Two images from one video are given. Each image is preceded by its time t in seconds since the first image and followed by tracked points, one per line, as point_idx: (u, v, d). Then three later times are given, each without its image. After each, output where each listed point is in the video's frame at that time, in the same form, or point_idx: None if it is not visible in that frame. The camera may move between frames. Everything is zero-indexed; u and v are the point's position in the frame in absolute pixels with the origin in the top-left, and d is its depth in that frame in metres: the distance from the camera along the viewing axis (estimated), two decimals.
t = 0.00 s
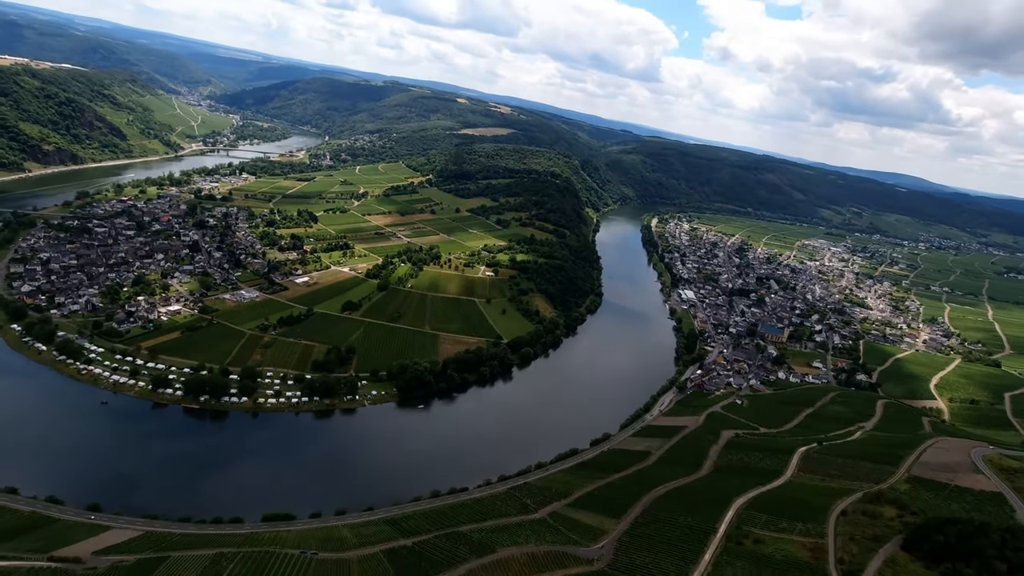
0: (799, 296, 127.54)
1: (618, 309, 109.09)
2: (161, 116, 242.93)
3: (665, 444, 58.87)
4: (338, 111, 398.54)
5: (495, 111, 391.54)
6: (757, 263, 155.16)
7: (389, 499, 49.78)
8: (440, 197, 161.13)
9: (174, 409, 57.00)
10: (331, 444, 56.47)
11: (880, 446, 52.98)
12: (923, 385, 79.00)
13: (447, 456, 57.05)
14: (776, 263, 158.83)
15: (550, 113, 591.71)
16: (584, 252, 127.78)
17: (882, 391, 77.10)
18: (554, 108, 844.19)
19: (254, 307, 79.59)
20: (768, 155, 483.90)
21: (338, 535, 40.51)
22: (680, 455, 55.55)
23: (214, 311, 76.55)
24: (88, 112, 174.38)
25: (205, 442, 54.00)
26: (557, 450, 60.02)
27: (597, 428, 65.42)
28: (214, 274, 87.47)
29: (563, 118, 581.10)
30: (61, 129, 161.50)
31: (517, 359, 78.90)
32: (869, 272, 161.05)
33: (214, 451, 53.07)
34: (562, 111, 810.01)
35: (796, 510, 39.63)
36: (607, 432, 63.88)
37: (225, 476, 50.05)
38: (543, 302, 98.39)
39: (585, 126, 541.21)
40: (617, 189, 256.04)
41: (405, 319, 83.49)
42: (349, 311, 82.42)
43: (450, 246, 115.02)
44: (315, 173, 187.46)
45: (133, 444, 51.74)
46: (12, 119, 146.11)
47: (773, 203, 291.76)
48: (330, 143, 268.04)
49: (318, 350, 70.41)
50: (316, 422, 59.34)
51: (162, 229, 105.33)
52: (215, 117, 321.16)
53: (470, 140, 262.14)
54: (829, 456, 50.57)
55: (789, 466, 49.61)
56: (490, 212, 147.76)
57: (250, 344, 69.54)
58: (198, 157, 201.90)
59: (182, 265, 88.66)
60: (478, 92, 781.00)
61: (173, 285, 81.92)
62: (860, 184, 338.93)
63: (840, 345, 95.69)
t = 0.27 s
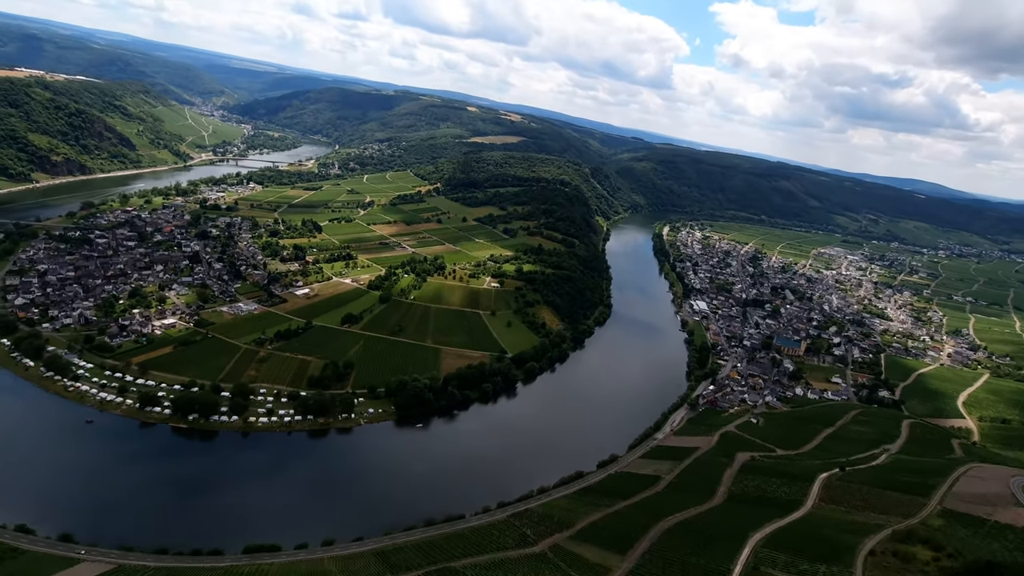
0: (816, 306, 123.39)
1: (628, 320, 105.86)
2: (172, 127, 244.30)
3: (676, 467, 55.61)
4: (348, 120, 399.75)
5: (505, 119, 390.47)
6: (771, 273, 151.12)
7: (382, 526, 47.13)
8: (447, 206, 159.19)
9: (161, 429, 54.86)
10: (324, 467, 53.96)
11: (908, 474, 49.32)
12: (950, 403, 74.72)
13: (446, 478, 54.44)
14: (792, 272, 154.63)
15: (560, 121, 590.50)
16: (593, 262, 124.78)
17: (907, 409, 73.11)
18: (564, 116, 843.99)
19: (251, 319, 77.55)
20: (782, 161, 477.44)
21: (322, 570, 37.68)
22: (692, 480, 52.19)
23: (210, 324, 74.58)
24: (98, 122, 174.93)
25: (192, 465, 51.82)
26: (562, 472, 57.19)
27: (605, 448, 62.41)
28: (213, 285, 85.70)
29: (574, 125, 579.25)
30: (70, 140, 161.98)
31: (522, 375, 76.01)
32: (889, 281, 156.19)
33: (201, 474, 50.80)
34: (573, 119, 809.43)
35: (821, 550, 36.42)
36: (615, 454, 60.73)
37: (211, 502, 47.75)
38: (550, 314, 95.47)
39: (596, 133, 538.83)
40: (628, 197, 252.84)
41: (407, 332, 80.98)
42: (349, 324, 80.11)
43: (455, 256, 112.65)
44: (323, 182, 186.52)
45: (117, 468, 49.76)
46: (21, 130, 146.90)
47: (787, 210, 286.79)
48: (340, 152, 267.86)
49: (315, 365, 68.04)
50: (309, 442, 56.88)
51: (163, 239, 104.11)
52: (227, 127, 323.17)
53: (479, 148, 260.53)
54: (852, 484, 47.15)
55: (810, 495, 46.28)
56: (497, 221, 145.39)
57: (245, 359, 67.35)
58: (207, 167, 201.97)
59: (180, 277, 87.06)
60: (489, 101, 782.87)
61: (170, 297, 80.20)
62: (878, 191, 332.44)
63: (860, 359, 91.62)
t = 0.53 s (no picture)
0: (834, 316, 119.35)
1: (638, 331, 102.75)
2: (183, 138, 245.64)
3: (687, 491, 52.63)
4: (359, 129, 400.99)
5: (515, 127, 389.45)
6: (786, 281, 147.09)
7: (374, 556, 44.87)
8: (454, 215, 157.30)
9: (149, 449, 52.83)
10: (318, 490, 51.83)
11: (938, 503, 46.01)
12: (979, 420, 70.77)
13: (443, 503, 52.12)
14: (807, 280, 150.51)
15: (570, 129, 589.39)
16: (602, 271, 121.87)
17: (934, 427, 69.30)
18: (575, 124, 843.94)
19: (249, 333, 75.60)
20: (796, 167, 470.96)
21: None
22: (704, 507, 49.17)
23: (207, 338, 72.71)
24: (108, 134, 175.57)
25: (180, 486, 49.90)
26: (565, 496, 54.57)
27: (611, 470, 59.60)
28: (212, 298, 84.06)
29: (585, 133, 577.44)
30: (80, 152, 162.50)
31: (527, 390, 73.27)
32: (909, 290, 151.44)
33: (188, 498, 48.85)
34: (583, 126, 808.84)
35: None
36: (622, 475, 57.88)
37: (197, 529, 45.79)
38: (557, 325, 92.69)
39: (606, 140, 536.43)
40: (639, 205, 249.61)
41: (409, 345, 78.59)
42: (349, 337, 77.98)
43: (461, 267, 110.37)
44: (330, 192, 185.62)
45: (100, 491, 47.80)
46: (30, 143, 147.68)
47: (802, 217, 281.85)
48: (349, 162, 267.64)
49: (312, 381, 65.81)
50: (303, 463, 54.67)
51: (166, 251, 102.98)
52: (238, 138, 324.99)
53: (488, 156, 258.95)
54: (878, 512, 44.22)
55: (833, 526, 43.20)
56: (504, 230, 143.07)
57: (240, 374, 65.27)
58: (216, 178, 202.11)
59: (180, 289, 85.59)
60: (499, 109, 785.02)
61: (168, 310, 78.61)
62: (895, 196, 326.02)
63: (882, 373, 87.67)
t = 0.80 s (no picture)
0: (860, 326, 114.53)
1: (654, 343, 99.30)
2: (199, 152, 247.88)
3: (707, 518, 49.28)
4: (373, 140, 402.38)
5: (528, 135, 387.87)
6: (808, 289, 142.32)
7: None
8: (466, 226, 155.27)
9: (142, 475, 50.83)
10: (316, 519, 49.37)
11: (983, 540, 42.17)
12: (1023, 438, 66.04)
13: (448, 529, 49.48)
14: (831, 288, 145.39)
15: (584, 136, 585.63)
16: (617, 281, 118.56)
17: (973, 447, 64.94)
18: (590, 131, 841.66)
19: (252, 350, 73.77)
20: (816, 171, 462.02)
21: None
22: (726, 539, 45.65)
23: (209, 356, 71.06)
24: (123, 149, 177.04)
25: (174, 514, 47.72)
26: (577, 524, 51.40)
27: (627, 495, 56.18)
28: (217, 314, 82.61)
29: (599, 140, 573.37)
30: (95, 167, 163.80)
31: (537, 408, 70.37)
32: (938, 296, 145.58)
33: (180, 527, 46.69)
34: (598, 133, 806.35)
35: None
36: (637, 500, 54.67)
37: (188, 562, 43.54)
38: (570, 339, 89.63)
39: (621, 147, 531.95)
40: (654, 212, 245.55)
41: (416, 361, 76.23)
42: (354, 354, 75.83)
43: (470, 279, 107.99)
44: (342, 204, 184.93)
45: (87, 521, 45.78)
46: (46, 159, 149.22)
47: (822, 222, 275.33)
48: (362, 173, 267.80)
49: (314, 400, 63.59)
50: (302, 489, 52.29)
51: (174, 266, 102.26)
52: (254, 151, 327.74)
53: (501, 165, 257.16)
54: (916, 549, 41.61)
55: (869, 564, 40.23)
56: (516, 240, 140.58)
57: (240, 394, 63.34)
58: (229, 191, 202.84)
59: (184, 306, 84.31)
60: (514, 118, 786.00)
61: (171, 328, 77.23)
62: (920, 199, 317.25)
63: (913, 387, 83.11)
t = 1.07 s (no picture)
0: (890, 334, 109.40)
1: (672, 354, 95.68)
2: (216, 165, 250.26)
3: (731, 549, 45.97)
4: (389, 151, 403.85)
5: (544, 142, 386.01)
6: (834, 296, 137.15)
7: None
8: (479, 235, 153.15)
9: (136, 501, 48.95)
10: (315, 548, 46.98)
11: None
12: None
13: (455, 560, 46.89)
14: (857, 294, 140.01)
15: (600, 142, 581.96)
16: (633, 290, 115.12)
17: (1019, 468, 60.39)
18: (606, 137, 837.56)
19: (256, 367, 71.95)
20: (839, 173, 452.14)
21: None
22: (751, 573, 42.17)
23: (212, 373, 69.36)
24: (141, 164, 178.69)
25: (167, 542, 45.77)
26: (592, 554, 48.48)
27: (642, 522, 52.95)
28: (223, 329, 81.17)
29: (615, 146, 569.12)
30: (112, 183, 165.31)
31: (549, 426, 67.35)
32: (971, 302, 139.23)
33: (172, 557, 44.59)
34: (614, 139, 802.24)
35: None
36: (657, 528, 51.43)
37: None
38: (584, 351, 86.44)
39: (637, 152, 527.22)
40: (672, 218, 241.11)
41: (424, 377, 73.73)
42: (361, 370, 73.65)
43: (482, 290, 105.52)
44: (356, 214, 184.26)
45: (75, 551, 43.92)
46: (65, 176, 150.90)
47: (846, 225, 268.06)
48: (377, 183, 267.84)
49: (317, 420, 61.36)
50: (300, 515, 49.95)
51: (184, 280, 101.53)
52: (271, 163, 330.68)
53: (516, 173, 255.16)
54: None
55: None
56: (530, 249, 137.94)
57: (241, 414, 61.39)
58: (245, 203, 203.67)
59: (191, 321, 83.07)
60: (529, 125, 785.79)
61: (176, 344, 75.89)
62: (948, 200, 307.62)
63: (950, 400, 78.28)
